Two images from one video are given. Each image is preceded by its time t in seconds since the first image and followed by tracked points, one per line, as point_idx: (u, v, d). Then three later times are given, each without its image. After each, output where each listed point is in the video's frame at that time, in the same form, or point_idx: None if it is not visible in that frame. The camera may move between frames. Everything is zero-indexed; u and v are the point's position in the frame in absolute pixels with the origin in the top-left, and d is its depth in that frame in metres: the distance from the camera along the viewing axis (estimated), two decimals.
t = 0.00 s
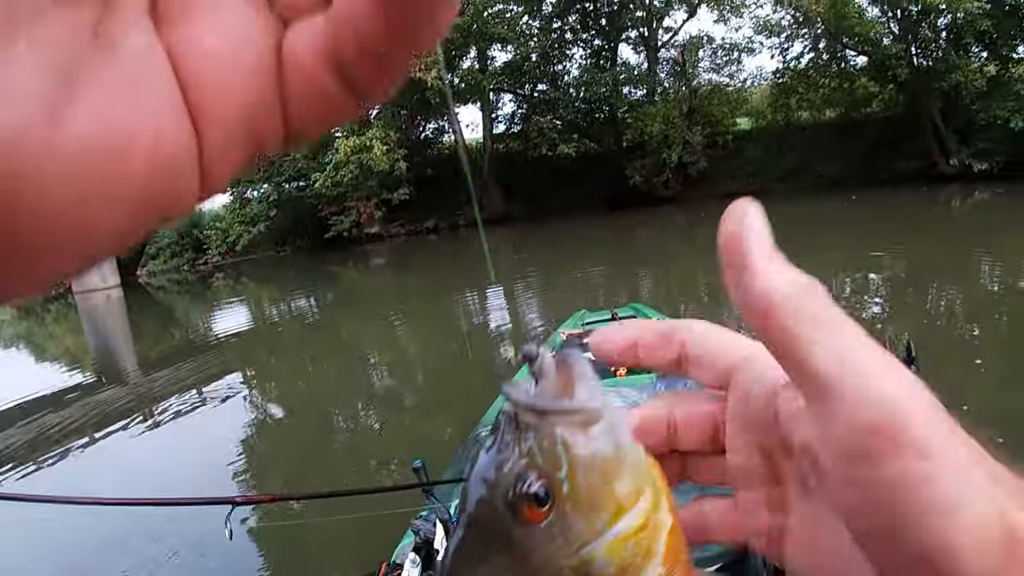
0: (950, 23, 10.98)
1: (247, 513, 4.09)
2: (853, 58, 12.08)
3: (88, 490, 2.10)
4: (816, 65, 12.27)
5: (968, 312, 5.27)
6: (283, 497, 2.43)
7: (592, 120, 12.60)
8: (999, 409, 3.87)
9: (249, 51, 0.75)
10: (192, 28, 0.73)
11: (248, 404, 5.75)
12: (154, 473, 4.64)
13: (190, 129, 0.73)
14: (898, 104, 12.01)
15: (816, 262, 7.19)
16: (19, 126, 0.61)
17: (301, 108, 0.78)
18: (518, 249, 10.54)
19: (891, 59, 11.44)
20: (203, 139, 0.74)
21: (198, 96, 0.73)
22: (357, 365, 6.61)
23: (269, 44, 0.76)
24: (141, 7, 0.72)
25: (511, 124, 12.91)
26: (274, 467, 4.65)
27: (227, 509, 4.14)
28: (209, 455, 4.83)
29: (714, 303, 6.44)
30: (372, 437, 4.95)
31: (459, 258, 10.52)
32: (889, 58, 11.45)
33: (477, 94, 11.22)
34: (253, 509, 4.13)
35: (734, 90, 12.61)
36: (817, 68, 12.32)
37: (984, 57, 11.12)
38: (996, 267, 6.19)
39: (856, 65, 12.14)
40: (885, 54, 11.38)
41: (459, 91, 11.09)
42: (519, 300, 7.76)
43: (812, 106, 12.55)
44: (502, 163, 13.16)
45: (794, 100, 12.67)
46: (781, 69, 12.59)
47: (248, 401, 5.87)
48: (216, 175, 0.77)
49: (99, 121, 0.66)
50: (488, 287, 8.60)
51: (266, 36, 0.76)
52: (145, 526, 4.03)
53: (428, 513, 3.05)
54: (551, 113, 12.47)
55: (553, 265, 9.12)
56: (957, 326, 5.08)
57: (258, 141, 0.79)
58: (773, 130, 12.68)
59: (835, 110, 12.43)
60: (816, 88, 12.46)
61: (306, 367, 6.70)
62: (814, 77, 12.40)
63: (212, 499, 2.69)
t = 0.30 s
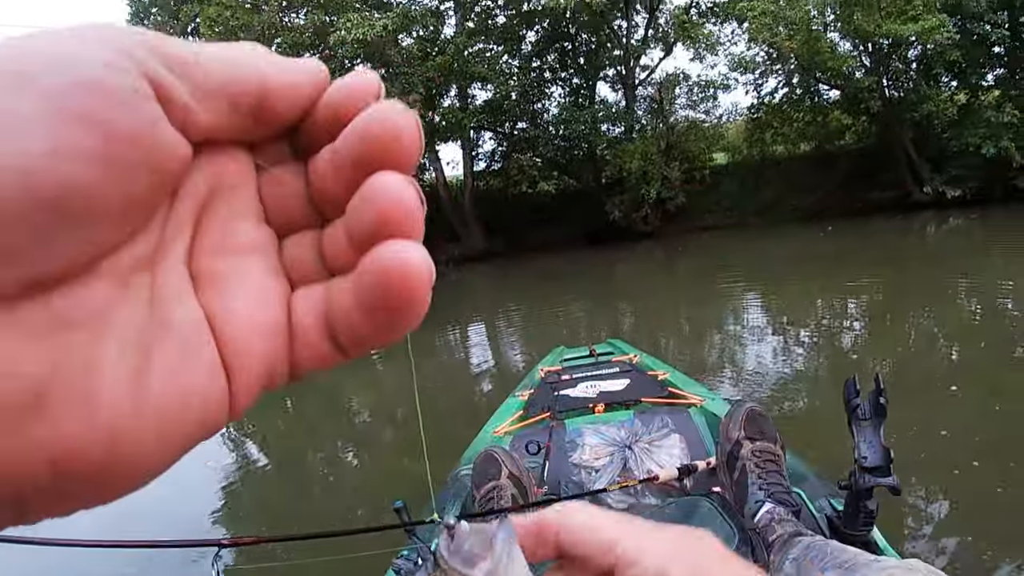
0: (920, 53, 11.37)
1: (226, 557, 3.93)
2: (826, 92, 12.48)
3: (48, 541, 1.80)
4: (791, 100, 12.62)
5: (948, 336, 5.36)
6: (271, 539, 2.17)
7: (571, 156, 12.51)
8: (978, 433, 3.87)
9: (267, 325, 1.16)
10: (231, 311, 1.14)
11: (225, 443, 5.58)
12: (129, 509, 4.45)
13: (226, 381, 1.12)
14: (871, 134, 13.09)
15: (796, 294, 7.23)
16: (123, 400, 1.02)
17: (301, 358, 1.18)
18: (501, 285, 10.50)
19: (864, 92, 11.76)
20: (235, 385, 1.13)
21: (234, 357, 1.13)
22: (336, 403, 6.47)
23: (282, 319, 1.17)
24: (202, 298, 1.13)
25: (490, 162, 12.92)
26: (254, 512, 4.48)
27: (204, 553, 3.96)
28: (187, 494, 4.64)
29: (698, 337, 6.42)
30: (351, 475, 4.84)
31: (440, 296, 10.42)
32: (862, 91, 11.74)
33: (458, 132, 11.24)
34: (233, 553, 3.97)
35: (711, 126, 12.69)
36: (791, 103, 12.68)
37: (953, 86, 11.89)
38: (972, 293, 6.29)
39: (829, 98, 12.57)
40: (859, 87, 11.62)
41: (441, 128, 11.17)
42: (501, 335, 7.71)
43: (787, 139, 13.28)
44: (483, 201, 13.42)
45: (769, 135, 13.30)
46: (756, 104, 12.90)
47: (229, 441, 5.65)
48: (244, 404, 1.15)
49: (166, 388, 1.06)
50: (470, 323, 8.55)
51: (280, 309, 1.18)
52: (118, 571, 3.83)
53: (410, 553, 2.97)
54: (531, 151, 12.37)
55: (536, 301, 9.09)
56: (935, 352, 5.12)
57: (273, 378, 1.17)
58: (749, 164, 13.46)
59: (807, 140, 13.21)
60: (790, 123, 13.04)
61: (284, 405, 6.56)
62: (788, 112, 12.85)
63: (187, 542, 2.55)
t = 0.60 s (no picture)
0: (920, 68, 11.41)
1: None
2: (828, 109, 12.49)
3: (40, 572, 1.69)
4: (793, 117, 12.63)
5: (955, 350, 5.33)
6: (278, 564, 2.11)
7: (574, 177, 12.60)
8: (985, 449, 3.80)
9: (244, 394, 1.05)
10: (212, 377, 1.03)
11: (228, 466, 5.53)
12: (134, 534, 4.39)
13: (207, 449, 1.02)
14: (873, 150, 13.16)
15: (801, 312, 7.20)
16: (113, 470, 0.92)
17: (280, 428, 1.06)
18: (506, 306, 10.49)
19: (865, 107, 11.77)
20: (218, 451, 1.03)
21: (214, 424, 1.02)
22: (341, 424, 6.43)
23: (260, 386, 1.05)
24: (186, 365, 1.02)
25: (494, 183, 12.95)
26: (256, 537, 4.40)
27: None
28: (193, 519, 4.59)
29: (703, 357, 6.38)
30: (355, 499, 4.79)
31: (444, 318, 10.41)
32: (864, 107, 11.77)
33: (462, 152, 11.31)
34: None
35: (713, 146, 12.77)
36: (793, 120, 12.73)
37: (954, 99, 11.97)
38: (977, 307, 6.25)
39: (831, 115, 12.59)
40: (860, 103, 11.66)
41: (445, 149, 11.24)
42: (505, 357, 7.68)
43: (790, 157, 13.29)
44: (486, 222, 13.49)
45: (771, 153, 13.32)
46: (758, 122, 12.94)
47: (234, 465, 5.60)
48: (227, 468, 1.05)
49: (149, 462, 0.94)
50: (475, 344, 8.54)
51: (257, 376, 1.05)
52: None
53: None
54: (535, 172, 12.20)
55: (540, 321, 9.09)
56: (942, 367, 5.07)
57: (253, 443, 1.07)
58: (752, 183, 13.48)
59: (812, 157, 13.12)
60: (792, 141, 13.08)
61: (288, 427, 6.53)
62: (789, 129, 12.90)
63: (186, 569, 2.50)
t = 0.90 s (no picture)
0: (925, 67, 11.36)
1: None
2: (833, 109, 12.42)
3: None
4: (798, 118, 12.53)
5: (965, 347, 5.30)
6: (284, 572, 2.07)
7: (581, 180, 12.60)
8: (996, 448, 3.77)
9: (218, 392, 1.03)
10: (185, 373, 1.02)
11: (237, 472, 5.54)
12: (145, 541, 4.39)
13: (181, 444, 1.01)
14: (879, 149, 13.10)
15: (809, 312, 7.17)
16: (86, 467, 0.91)
17: (255, 425, 1.04)
18: (514, 310, 10.48)
19: (871, 107, 11.77)
20: (192, 444, 1.02)
21: (187, 420, 1.01)
22: (351, 429, 6.43)
23: (233, 384, 1.03)
24: (161, 362, 1.01)
25: (501, 188, 12.98)
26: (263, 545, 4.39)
27: None
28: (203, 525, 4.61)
29: (711, 358, 6.37)
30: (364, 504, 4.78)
31: (452, 323, 10.43)
32: (870, 106, 11.77)
33: (468, 158, 11.33)
34: None
35: (719, 147, 12.78)
36: (799, 121, 12.69)
37: (960, 97, 11.92)
38: (986, 305, 6.22)
39: (837, 115, 12.54)
40: (866, 102, 11.63)
41: (450, 155, 11.27)
42: (513, 360, 7.68)
43: (796, 157, 13.22)
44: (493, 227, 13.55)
45: (777, 154, 13.27)
46: (763, 123, 12.91)
47: (240, 471, 5.62)
48: (204, 463, 1.05)
49: (123, 458, 0.94)
50: (482, 348, 8.55)
51: (227, 373, 1.03)
52: None
53: None
54: (541, 176, 12.35)
55: (547, 325, 9.09)
56: (951, 366, 5.04)
57: (228, 439, 1.05)
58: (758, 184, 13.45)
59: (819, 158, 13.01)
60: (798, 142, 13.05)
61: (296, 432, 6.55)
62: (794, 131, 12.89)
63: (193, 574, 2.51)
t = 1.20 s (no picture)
0: (929, 63, 11.32)
1: None
2: (837, 106, 12.39)
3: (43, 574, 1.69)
4: (801, 114, 12.57)
5: (969, 344, 5.29)
6: (287, 567, 2.07)
7: (584, 177, 12.56)
8: (999, 444, 3.76)
9: (207, 375, 1.03)
10: (175, 354, 1.02)
11: (240, 468, 5.53)
12: (148, 537, 4.39)
13: (171, 426, 1.02)
14: (883, 145, 13.07)
15: (813, 309, 7.15)
16: (76, 443, 0.93)
17: (243, 406, 1.04)
18: (517, 308, 10.48)
19: (875, 104, 11.74)
20: (182, 422, 1.03)
21: (177, 401, 1.02)
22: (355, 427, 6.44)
23: (221, 366, 1.03)
24: (152, 344, 1.02)
25: (503, 185, 12.98)
26: (265, 540, 4.40)
27: None
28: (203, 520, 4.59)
29: (714, 355, 6.36)
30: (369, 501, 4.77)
31: (455, 320, 10.44)
32: (874, 103, 11.74)
33: (471, 155, 11.32)
34: None
35: (722, 144, 12.74)
36: (802, 118, 12.65)
37: (963, 94, 11.88)
38: (990, 302, 6.21)
39: (840, 111, 12.48)
40: (870, 98, 11.60)
41: (453, 153, 11.27)
42: (516, 358, 7.68)
43: (800, 154, 13.18)
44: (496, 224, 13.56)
45: (781, 150, 13.23)
46: (766, 120, 12.90)
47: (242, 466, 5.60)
48: (195, 444, 1.05)
49: (115, 433, 0.96)
50: (485, 345, 8.56)
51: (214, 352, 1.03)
52: None
53: None
54: (544, 174, 12.34)
55: (550, 322, 9.09)
56: (955, 362, 5.03)
57: (219, 420, 1.05)
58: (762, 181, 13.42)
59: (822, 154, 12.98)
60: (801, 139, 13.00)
61: (300, 430, 6.57)
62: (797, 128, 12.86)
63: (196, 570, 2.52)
